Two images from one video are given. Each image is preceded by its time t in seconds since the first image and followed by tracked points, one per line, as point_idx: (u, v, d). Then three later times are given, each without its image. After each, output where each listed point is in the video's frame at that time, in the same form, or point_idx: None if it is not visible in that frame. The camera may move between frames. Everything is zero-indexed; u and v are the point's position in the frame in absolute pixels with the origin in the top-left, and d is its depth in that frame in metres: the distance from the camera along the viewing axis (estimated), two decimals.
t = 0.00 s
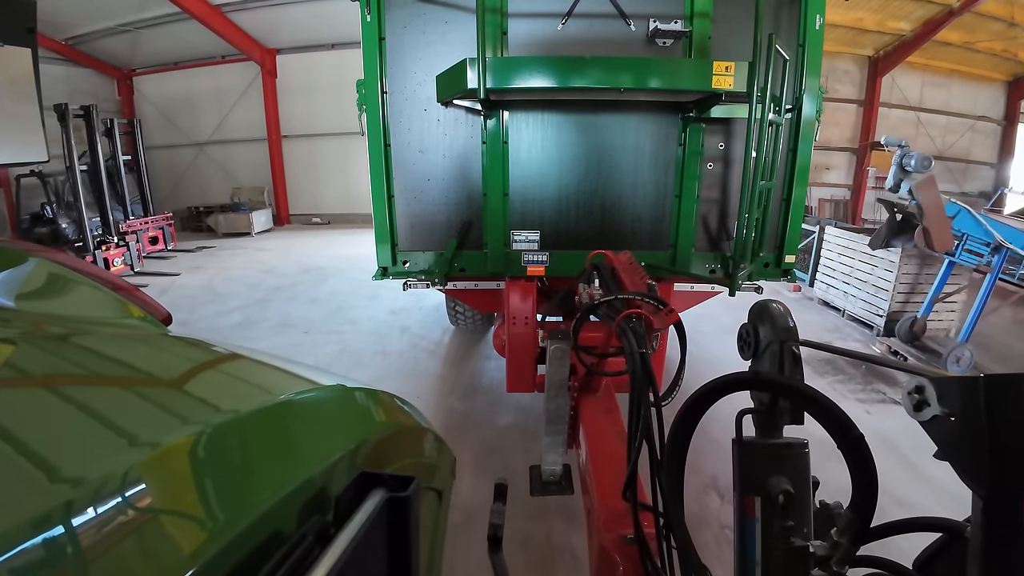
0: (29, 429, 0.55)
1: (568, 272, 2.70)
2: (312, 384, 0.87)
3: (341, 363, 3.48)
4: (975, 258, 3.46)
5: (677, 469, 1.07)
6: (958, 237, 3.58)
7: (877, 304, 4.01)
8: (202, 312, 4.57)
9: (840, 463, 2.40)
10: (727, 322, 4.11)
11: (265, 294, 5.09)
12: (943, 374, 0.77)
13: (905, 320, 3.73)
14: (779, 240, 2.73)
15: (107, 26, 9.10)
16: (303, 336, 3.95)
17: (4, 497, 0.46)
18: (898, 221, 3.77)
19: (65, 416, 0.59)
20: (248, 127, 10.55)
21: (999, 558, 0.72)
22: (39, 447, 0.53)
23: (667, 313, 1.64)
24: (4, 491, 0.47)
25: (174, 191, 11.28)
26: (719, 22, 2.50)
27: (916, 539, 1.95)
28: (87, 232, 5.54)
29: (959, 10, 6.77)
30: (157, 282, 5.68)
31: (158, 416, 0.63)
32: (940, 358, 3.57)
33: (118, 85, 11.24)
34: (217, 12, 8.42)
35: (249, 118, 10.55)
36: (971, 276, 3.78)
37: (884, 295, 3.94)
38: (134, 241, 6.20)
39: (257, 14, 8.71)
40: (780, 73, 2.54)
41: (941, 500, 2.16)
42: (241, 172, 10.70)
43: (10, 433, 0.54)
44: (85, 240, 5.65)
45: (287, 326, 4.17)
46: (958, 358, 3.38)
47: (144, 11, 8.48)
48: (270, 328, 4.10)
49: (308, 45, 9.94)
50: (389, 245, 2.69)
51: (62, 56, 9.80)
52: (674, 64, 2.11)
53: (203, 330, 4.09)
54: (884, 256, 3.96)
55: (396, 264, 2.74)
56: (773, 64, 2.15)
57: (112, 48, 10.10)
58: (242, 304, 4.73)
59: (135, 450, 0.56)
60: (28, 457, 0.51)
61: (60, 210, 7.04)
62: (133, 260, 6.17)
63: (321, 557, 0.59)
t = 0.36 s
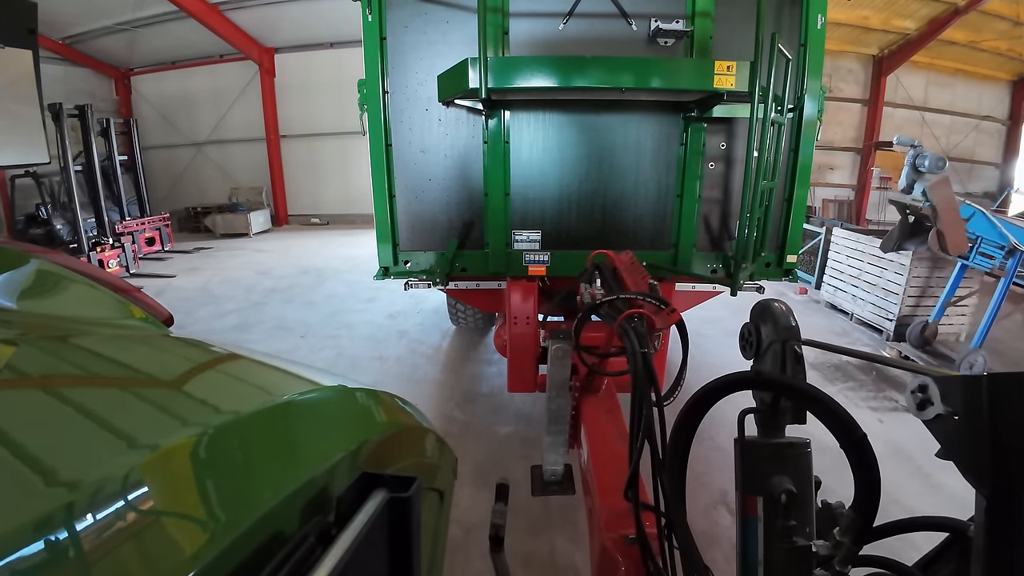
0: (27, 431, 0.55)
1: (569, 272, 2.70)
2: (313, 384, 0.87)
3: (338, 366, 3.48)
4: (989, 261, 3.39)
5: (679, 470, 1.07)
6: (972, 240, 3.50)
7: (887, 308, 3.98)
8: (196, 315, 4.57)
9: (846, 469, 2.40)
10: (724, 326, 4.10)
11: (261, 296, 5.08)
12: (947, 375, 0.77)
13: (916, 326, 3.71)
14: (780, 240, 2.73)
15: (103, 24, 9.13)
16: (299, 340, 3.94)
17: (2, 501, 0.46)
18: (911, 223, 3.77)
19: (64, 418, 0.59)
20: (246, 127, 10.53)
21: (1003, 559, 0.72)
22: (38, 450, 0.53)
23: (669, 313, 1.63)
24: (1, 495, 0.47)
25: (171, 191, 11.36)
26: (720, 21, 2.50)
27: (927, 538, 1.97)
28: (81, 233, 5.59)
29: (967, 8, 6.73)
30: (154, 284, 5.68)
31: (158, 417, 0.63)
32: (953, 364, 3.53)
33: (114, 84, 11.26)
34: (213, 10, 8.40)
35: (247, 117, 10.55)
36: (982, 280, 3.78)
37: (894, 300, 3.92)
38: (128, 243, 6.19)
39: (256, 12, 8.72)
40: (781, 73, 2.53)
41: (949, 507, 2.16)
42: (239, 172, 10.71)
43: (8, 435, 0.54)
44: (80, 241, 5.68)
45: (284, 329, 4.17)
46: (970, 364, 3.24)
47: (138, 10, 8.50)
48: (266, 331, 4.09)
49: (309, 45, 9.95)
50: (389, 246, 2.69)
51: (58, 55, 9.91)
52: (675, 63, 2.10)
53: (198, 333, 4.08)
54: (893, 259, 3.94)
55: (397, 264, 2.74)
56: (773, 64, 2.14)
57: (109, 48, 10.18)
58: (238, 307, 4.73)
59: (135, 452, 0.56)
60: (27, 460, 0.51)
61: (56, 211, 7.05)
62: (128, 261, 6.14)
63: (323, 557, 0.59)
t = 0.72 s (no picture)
0: (27, 430, 0.55)
1: (569, 272, 2.70)
2: (314, 383, 0.87)
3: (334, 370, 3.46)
4: (1001, 266, 3.32)
5: (680, 470, 1.07)
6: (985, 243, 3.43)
7: (896, 313, 3.95)
8: (189, 318, 4.55)
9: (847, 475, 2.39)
10: (720, 331, 4.08)
11: (256, 299, 5.06)
12: (949, 376, 0.77)
13: (926, 330, 3.69)
14: (780, 240, 2.73)
15: (100, 23, 9.13)
16: (295, 343, 3.93)
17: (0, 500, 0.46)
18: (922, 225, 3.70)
19: (62, 416, 0.58)
20: (244, 126, 10.52)
21: (1006, 560, 0.72)
22: (36, 448, 0.52)
23: (669, 313, 1.62)
24: None
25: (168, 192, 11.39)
26: (720, 21, 2.50)
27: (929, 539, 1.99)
28: (76, 235, 5.51)
29: (973, 6, 6.71)
30: (148, 285, 5.65)
31: (159, 416, 0.62)
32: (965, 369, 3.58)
33: (112, 83, 11.18)
34: (210, 8, 8.39)
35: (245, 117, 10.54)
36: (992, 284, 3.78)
37: (903, 304, 3.89)
38: (123, 245, 6.14)
39: (254, 11, 8.72)
40: (782, 73, 2.53)
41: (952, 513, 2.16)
42: (236, 172, 10.68)
43: (7, 434, 0.54)
44: (74, 242, 5.60)
45: (278, 333, 4.15)
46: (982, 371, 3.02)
47: (133, 8, 8.49)
48: (261, 335, 4.07)
49: (308, 44, 9.93)
50: (389, 245, 2.69)
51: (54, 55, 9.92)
52: (676, 63, 2.10)
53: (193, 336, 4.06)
54: (903, 262, 3.91)
55: (396, 264, 2.74)
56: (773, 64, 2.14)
57: (107, 46, 10.17)
58: (231, 311, 4.71)
59: (136, 450, 0.55)
60: (25, 459, 0.51)
61: (51, 211, 7.03)
62: (123, 263, 6.12)
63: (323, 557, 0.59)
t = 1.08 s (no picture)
0: (25, 433, 0.55)
1: (570, 272, 2.69)
2: (315, 384, 0.87)
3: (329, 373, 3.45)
4: (1016, 270, 3.30)
5: (681, 470, 1.07)
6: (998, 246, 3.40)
7: (906, 317, 3.92)
8: (183, 322, 4.53)
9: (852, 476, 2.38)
10: (717, 334, 4.06)
11: (252, 302, 5.05)
12: (951, 376, 0.77)
13: (936, 336, 3.67)
14: (781, 241, 2.73)
15: (98, 22, 9.15)
16: (292, 346, 3.92)
17: None
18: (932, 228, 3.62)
19: (60, 418, 0.58)
20: (242, 126, 10.54)
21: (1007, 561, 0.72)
22: (35, 451, 0.52)
23: (670, 314, 1.62)
24: None
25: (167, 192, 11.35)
26: (721, 21, 2.50)
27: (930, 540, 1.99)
28: (70, 236, 5.51)
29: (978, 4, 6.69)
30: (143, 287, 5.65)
31: (158, 417, 0.63)
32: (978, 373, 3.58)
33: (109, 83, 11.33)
34: (207, 7, 8.39)
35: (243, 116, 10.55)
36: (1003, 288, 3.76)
37: (913, 308, 3.87)
38: (118, 246, 6.17)
39: (254, 10, 8.72)
40: (783, 73, 2.53)
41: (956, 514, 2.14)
42: (235, 173, 10.69)
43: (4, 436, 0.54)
44: (68, 243, 5.62)
45: (275, 335, 4.14)
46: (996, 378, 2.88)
47: (131, 7, 8.50)
48: (256, 338, 4.07)
49: (309, 44, 9.94)
50: (390, 246, 2.69)
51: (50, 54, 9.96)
52: (677, 63, 2.10)
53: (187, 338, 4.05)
54: (914, 266, 3.90)
55: (397, 264, 2.74)
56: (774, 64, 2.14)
57: (103, 47, 10.26)
58: (226, 314, 4.69)
59: (136, 451, 0.56)
60: (22, 462, 0.50)
61: (47, 211, 7.03)
62: (117, 265, 6.16)
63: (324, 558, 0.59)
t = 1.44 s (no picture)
0: (23, 432, 0.54)
1: (569, 272, 2.69)
2: (316, 384, 0.87)
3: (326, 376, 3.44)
4: None
5: (683, 471, 1.06)
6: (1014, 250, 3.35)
7: (915, 321, 3.86)
8: (176, 326, 4.49)
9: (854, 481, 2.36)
10: (716, 337, 4.04)
11: (246, 305, 5.01)
12: (952, 377, 0.77)
13: (947, 341, 3.63)
14: (782, 241, 2.73)
15: (94, 21, 9.13)
16: (288, 348, 3.90)
17: None
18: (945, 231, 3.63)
19: (59, 417, 0.58)
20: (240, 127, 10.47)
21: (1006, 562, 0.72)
22: (32, 450, 0.52)
23: (670, 314, 1.62)
24: None
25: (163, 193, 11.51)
26: (721, 21, 2.50)
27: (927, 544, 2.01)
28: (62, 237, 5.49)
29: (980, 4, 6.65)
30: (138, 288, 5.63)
31: (159, 416, 0.62)
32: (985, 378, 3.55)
33: (107, 83, 11.34)
34: (204, 6, 8.35)
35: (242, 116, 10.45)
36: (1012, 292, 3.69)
37: (922, 312, 3.81)
38: (112, 248, 6.16)
39: (252, 9, 8.69)
40: (784, 73, 2.52)
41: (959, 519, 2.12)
42: (232, 173, 10.67)
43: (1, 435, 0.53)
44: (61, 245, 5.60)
45: (271, 338, 4.13)
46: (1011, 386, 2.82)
47: (126, 6, 8.49)
48: (251, 340, 4.05)
49: (306, 43, 9.92)
50: (390, 245, 2.68)
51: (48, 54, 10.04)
52: (677, 63, 2.10)
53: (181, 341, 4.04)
54: (923, 269, 3.82)
55: (397, 264, 2.73)
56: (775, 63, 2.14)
57: (99, 46, 10.24)
58: (220, 317, 4.66)
59: (136, 451, 0.55)
60: (20, 461, 0.50)
61: (41, 213, 7.00)
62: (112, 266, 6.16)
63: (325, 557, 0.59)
